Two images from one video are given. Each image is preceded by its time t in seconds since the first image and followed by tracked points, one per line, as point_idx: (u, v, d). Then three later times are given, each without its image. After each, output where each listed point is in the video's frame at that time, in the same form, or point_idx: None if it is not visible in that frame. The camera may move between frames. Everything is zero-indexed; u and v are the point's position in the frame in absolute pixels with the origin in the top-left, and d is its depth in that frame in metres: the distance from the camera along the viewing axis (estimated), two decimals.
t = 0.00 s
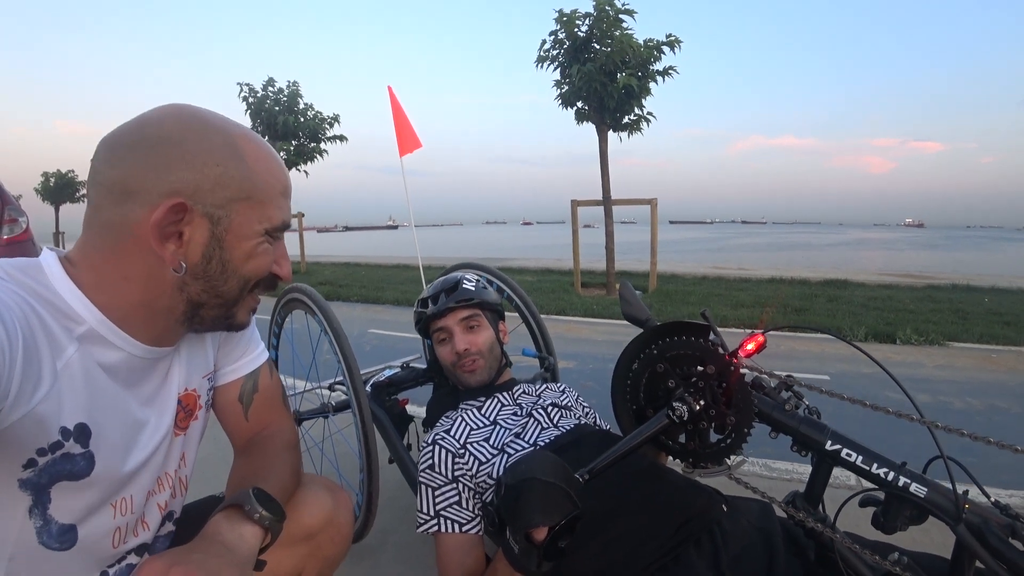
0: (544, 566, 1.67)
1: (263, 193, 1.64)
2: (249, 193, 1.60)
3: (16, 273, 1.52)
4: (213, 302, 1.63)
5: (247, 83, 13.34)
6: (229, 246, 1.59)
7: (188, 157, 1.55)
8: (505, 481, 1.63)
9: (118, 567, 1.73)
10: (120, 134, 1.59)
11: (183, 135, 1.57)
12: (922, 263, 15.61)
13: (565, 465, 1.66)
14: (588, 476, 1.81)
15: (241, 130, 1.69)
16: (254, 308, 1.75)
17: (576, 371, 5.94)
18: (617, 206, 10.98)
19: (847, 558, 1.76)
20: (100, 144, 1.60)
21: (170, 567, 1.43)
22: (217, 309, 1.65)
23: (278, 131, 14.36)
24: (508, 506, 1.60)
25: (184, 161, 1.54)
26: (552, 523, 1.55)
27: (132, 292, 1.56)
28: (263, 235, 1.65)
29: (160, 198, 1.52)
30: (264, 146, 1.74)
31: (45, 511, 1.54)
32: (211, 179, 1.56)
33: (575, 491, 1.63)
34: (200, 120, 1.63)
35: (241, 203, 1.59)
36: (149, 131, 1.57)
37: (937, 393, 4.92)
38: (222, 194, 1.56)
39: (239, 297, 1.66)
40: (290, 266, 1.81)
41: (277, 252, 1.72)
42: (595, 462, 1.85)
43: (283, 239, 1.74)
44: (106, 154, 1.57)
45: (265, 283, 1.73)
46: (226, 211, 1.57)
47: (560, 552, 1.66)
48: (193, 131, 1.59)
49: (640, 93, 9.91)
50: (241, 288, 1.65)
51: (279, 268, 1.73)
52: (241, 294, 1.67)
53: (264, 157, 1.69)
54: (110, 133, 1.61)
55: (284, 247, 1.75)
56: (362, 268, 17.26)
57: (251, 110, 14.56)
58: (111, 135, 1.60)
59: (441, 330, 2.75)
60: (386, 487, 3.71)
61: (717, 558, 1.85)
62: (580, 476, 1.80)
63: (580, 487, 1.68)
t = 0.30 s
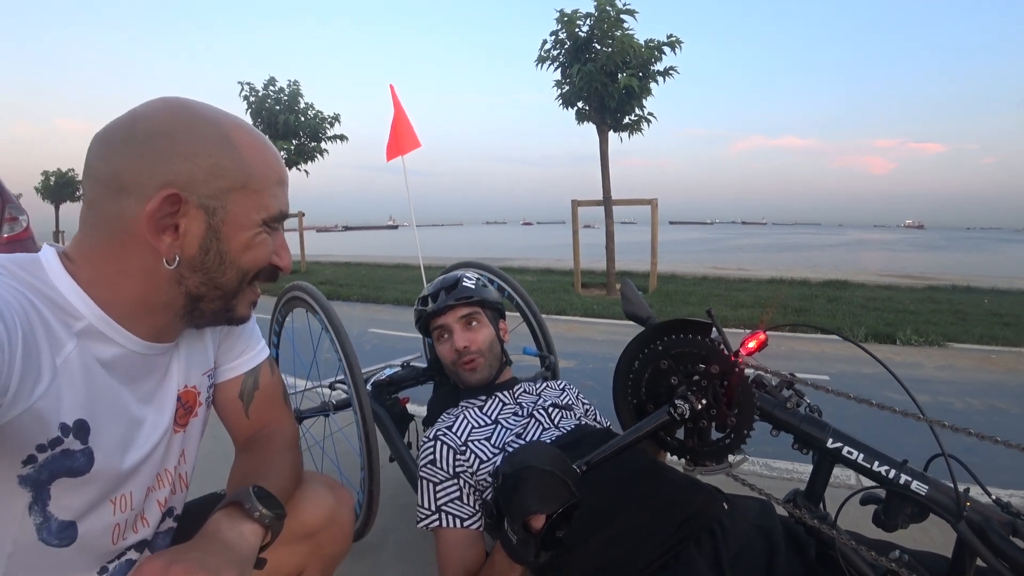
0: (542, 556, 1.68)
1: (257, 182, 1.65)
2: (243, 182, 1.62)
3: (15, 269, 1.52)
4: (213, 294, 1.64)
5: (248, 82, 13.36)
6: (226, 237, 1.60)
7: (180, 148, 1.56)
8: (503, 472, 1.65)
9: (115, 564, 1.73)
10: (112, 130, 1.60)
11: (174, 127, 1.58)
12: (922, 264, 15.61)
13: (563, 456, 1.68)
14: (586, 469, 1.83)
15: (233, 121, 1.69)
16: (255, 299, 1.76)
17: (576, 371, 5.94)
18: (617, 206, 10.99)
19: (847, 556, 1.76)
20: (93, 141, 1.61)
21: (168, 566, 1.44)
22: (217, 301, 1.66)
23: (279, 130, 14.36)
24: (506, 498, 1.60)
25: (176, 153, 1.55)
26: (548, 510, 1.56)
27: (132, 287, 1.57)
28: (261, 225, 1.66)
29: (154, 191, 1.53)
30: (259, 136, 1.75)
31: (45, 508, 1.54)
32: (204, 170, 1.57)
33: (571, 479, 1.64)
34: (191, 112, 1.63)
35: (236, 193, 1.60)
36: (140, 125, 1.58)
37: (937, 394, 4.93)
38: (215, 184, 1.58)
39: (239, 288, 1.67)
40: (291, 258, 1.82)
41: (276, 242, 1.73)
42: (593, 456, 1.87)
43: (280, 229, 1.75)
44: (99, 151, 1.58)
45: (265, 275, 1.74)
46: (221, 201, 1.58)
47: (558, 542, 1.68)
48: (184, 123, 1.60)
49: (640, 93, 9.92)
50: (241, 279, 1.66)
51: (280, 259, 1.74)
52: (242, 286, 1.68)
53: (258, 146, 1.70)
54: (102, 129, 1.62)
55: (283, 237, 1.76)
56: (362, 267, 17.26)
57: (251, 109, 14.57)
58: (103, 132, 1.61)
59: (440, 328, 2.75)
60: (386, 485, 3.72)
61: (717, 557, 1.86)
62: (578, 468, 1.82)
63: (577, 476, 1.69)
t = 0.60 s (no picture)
0: (538, 549, 1.66)
1: (244, 164, 1.66)
2: (229, 165, 1.63)
3: (18, 272, 1.53)
4: (212, 281, 1.65)
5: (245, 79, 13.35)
6: (219, 222, 1.61)
7: (163, 137, 1.57)
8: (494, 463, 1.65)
9: (119, 568, 1.77)
10: (92, 128, 1.60)
11: (154, 117, 1.58)
12: (918, 266, 15.68)
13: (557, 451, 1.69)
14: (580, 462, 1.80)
15: (212, 109, 1.70)
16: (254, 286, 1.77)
17: (573, 371, 5.96)
18: (614, 206, 11.01)
19: (841, 561, 1.79)
20: (75, 143, 1.62)
21: None
22: (216, 288, 1.67)
23: (276, 128, 14.36)
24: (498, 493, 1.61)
25: (160, 141, 1.56)
26: (540, 500, 1.57)
27: (131, 282, 1.59)
28: (252, 207, 1.67)
29: (141, 182, 1.54)
30: (241, 123, 1.77)
31: (49, 511, 1.55)
32: (191, 157, 1.58)
33: (563, 469, 1.65)
34: (170, 102, 1.64)
35: (224, 176, 1.61)
36: (120, 119, 1.58)
37: (931, 396, 4.97)
38: (203, 170, 1.59)
39: (237, 273, 1.68)
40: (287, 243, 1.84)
41: (269, 226, 1.73)
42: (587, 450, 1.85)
43: (271, 213, 1.76)
44: (81, 150, 1.58)
45: (262, 261, 1.74)
46: (210, 186, 1.59)
47: (552, 533, 1.65)
48: (165, 113, 1.61)
49: (638, 94, 9.94)
50: (238, 263, 1.67)
51: (276, 242, 1.75)
52: (240, 271, 1.69)
53: (240, 131, 1.71)
54: (83, 129, 1.62)
55: (276, 219, 1.77)
56: (359, 265, 17.27)
57: (249, 107, 14.56)
58: (83, 132, 1.62)
59: (440, 330, 2.77)
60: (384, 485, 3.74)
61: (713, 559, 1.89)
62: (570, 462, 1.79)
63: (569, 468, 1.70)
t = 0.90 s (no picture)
0: (534, 545, 1.65)
1: (246, 176, 1.63)
2: (229, 173, 1.60)
3: (15, 266, 1.52)
4: (198, 287, 1.61)
5: (242, 75, 13.31)
6: (209, 228, 1.57)
7: (166, 140, 1.56)
8: (489, 460, 1.65)
9: (109, 564, 1.76)
10: (107, 127, 1.62)
11: (162, 120, 1.59)
12: (915, 265, 15.70)
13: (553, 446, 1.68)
14: (574, 459, 1.79)
15: (226, 116, 1.68)
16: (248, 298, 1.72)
17: (570, 369, 5.96)
18: (612, 204, 11.00)
19: (840, 559, 1.77)
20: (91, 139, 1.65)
21: (169, 568, 1.45)
22: (203, 295, 1.63)
23: (274, 125, 14.33)
24: (492, 489, 1.61)
25: (162, 144, 1.56)
26: (537, 496, 1.56)
27: (123, 281, 1.58)
28: (248, 218, 1.62)
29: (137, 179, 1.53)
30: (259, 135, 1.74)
31: (43, 507, 1.54)
32: (190, 161, 1.56)
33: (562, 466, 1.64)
34: (186, 107, 1.64)
35: (221, 184, 1.58)
36: (131, 119, 1.59)
37: (928, 394, 4.96)
38: (200, 175, 1.56)
39: (225, 282, 1.64)
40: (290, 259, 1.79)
41: (266, 238, 1.68)
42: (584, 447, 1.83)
43: (272, 226, 1.71)
44: (92, 147, 1.60)
45: (256, 272, 1.69)
46: (205, 192, 1.56)
47: (548, 531, 1.64)
48: (175, 116, 1.61)
49: (637, 92, 9.93)
50: (226, 273, 1.63)
51: (274, 258, 1.70)
52: (228, 281, 1.64)
53: (253, 143, 1.69)
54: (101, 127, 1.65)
55: (277, 234, 1.73)
56: (357, 263, 17.25)
57: (246, 104, 14.54)
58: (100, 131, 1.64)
59: (444, 324, 2.73)
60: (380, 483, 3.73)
61: (711, 557, 1.87)
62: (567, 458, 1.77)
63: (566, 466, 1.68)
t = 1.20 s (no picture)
0: (527, 555, 1.62)
1: (185, 159, 1.54)
2: (166, 157, 1.52)
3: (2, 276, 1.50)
4: (149, 283, 1.52)
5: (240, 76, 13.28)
6: (148, 218, 1.50)
7: (110, 137, 1.54)
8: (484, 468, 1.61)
9: None
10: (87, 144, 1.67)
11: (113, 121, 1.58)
12: (915, 261, 15.65)
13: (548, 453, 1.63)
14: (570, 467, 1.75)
15: (184, 110, 1.63)
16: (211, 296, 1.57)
17: (569, 369, 5.92)
18: (611, 203, 10.96)
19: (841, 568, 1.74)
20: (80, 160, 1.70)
21: None
22: (156, 292, 1.53)
23: (272, 126, 14.29)
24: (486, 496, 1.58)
25: (106, 141, 1.54)
26: (531, 507, 1.52)
27: (91, 286, 1.54)
28: (188, 203, 1.52)
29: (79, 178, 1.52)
30: (219, 123, 1.66)
31: (34, 520, 1.51)
32: (126, 152, 1.51)
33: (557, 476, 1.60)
34: (139, 105, 1.62)
35: (157, 171, 1.51)
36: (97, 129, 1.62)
37: (929, 393, 4.93)
38: (137, 165, 1.51)
39: (174, 275, 1.52)
40: (262, 252, 1.64)
41: (217, 227, 1.56)
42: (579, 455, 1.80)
43: (228, 214, 1.58)
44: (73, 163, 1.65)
45: (214, 265, 1.56)
46: (142, 181, 1.50)
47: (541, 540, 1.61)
48: (123, 114, 1.59)
49: (635, 89, 9.89)
50: (173, 265, 1.52)
51: (233, 247, 1.57)
52: (182, 277, 1.53)
53: (202, 127, 1.60)
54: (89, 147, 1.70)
55: (240, 223, 1.60)
56: (356, 263, 17.21)
57: (244, 105, 14.50)
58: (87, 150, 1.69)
59: (463, 318, 2.71)
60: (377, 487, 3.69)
61: (709, 565, 1.83)
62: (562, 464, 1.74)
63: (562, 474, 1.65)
